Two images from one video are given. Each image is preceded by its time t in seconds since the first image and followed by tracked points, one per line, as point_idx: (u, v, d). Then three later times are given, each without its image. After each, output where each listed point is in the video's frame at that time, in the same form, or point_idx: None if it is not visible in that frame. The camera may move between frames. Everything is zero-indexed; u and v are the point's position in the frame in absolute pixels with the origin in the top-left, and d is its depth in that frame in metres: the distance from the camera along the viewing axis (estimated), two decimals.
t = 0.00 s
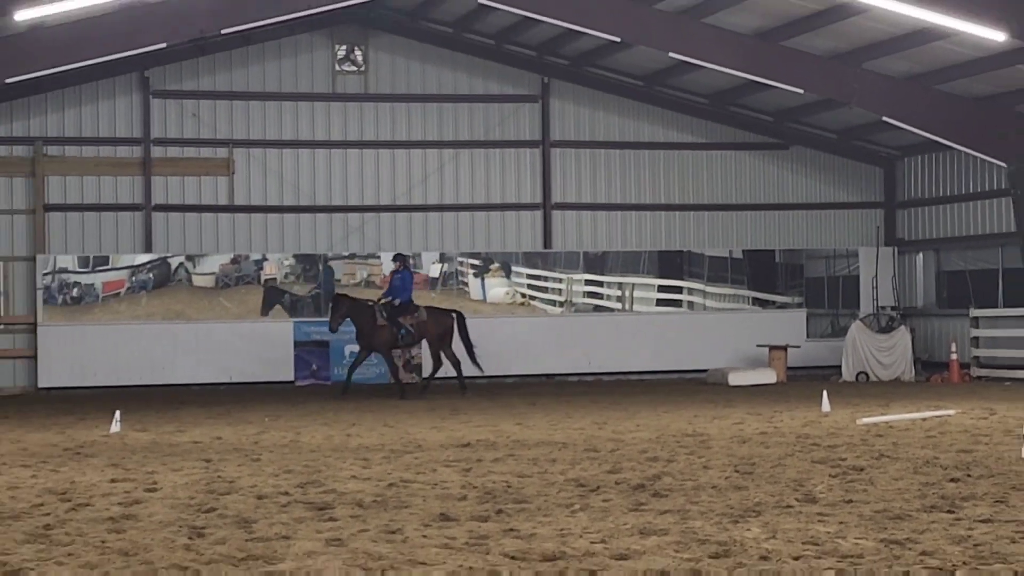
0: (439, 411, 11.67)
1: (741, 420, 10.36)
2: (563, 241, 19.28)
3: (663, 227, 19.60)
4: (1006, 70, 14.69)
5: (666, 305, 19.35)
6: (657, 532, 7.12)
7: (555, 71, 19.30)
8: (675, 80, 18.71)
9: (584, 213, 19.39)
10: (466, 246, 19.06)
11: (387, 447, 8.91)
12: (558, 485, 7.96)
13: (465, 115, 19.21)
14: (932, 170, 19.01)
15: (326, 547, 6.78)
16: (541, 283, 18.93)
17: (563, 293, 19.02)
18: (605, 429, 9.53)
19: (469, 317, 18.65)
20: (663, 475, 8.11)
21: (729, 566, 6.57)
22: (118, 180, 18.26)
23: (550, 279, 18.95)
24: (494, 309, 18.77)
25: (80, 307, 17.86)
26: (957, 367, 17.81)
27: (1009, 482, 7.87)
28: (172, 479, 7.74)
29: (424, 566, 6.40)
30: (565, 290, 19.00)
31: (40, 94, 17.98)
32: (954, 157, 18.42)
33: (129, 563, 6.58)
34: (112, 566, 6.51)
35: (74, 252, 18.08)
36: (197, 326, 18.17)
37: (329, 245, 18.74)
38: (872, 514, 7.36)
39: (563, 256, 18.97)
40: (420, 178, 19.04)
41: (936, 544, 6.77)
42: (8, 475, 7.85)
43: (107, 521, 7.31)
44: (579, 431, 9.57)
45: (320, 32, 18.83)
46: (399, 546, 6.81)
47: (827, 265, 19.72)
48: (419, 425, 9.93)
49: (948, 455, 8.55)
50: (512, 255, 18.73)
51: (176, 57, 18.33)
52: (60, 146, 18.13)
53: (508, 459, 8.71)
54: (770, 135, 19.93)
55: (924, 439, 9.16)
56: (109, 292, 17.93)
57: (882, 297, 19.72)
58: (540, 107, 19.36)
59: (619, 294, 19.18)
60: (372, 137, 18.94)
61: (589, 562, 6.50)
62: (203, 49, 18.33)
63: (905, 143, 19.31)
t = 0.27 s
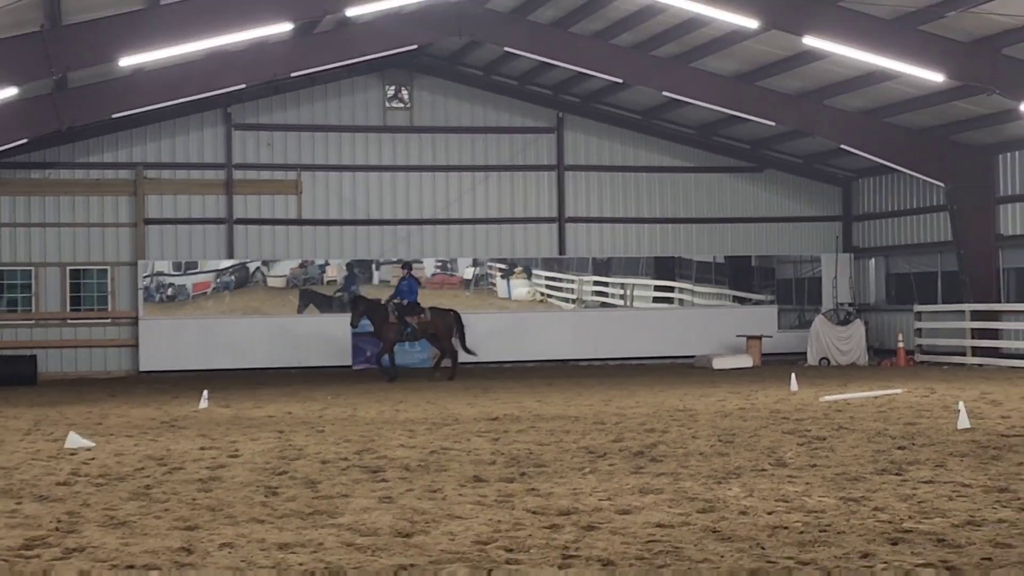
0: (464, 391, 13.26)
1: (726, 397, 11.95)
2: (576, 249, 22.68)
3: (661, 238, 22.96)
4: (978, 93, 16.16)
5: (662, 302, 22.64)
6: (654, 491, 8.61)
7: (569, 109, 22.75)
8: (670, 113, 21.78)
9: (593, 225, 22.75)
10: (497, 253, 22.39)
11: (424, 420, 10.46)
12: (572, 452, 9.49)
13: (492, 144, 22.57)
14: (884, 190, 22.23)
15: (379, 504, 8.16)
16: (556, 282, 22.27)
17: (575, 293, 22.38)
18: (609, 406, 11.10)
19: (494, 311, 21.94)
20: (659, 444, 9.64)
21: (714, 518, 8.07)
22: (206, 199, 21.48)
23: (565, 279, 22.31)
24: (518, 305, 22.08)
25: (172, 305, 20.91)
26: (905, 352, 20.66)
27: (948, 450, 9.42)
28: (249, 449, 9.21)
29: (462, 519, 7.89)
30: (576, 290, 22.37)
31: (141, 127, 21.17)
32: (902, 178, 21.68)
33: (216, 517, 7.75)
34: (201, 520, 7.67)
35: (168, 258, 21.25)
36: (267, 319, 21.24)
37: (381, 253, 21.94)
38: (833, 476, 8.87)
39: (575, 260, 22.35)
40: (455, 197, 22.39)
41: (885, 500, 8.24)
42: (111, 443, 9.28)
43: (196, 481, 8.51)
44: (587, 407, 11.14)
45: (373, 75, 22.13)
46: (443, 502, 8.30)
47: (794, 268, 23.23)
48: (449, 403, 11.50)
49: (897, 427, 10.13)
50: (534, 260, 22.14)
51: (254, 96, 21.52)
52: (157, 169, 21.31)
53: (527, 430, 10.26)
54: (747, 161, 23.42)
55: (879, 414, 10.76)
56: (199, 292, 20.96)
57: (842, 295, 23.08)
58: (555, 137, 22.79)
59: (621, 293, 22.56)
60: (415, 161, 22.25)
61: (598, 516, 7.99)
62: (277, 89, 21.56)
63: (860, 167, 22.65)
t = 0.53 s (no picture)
0: (485, 390, 13.31)
1: (745, 395, 12.02)
2: (597, 249, 22.83)
3: (682, 237, 23.13)
4: (993, 95, 16.18)
5: (681, 302, 22.88)
6: (674, 489, 8.68)
7: (589, 109, 22.88)
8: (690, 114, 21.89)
9: (613, 226, 22.89)
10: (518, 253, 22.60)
11: (446, 417, 10.56)
12: (592, 450, 9.57)
13: (513, 146, 22.71)
14: (902, 189, 22.38)
15: (402, 501, 8.25)
16: (576, 283, 22.50)
17: (595, 293, 22.59)
18: (629, 404, 11.18)
19: (514, 311, 22.18)
20: (678, 441, 9.71)
21: (733, 516, 8.13)
22: (230, 200, 21.58)
23: (585, 279, 22.52)
24: (538, 305, 22.31)
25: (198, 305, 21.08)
26: (922, 350, 20.69)
27: (965, 447, 9.48)
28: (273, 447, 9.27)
29: (483, 515, 7.97)
30: (597, 289, 22.58)
31: (166, 129, 21.32)
32: (918, 177, 21.83)
33: (241, 513, 7.86)
34: (226, 516, 7.78)
35: (194, 259, 21.42)
36: (293, 319, 21.48)
37: (403, 252, 22.14)
38: (851, 474, 8.93)
39: (595, 261, 22.57)
40: (477, 198, 22.52)
41: (904, 497, 8.30)
42: (137, 441, 9.36)
43: (222, 479, 8.58)
44: (607, 405, 11.22)
45: (395, 77, 22.20)
46: (464, 499, 8.37)
47: (812, 268, 23.45)
48: (470, 402, 11.58)
49: (915, 425, 10.19)
50: (554, 260, 22.33)
51: (278, 98, 21.65)
52: (182, 171, 21.44)
53: (548, 428, 10.35)
54: (765, 161, 23.54)
55: (897, 412, 10.82)
56: (223, 291, 21.19)
57: (859, 294, 23.40)
58: (575, 139, 22.96)
59: (640, 292, 22.76)
60: (437, 162, 22.40)
61: (618, 514, 8.06)
62: (300, 91, 21.69)
63: (878, 167, 22.80)
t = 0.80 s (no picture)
0: (505, 390, 13.14)
1: (771, 395, 11.86)
2: (619, 246, 22.68)
3: (706, 235, 22.94)
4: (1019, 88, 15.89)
5: (705, 301, 22.59)
6: (698, 490, 8.50)
7: (611, 105, 22.67)
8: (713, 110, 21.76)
9: (635, 223, 22.73)
10: (539, 252, 22.47)
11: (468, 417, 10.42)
12: (615, 451, 9.41)
13: (535, 143, 22.60)
14: (931, 186, 22.17)
15: (422, 502, 8.10)
16: (598, 281, 22.32)
17: (618, 291, 22.38)
18: (653, 404, 11.03)
19: (535, 310, 22.01)
20: (703, 442, 9.54)
21: (758, 517, 7.96)
22: (248, 198, 21.56)
23: (608, 278, 22.36)
24: (560, 304, 22.15)
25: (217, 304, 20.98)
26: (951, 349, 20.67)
27: (996, 448, 9.31)
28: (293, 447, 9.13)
29: (505, 516, 7.82)
30: (620, 287, 22.38)
31: (183, 126, 21.31)
32: (947, 173, 21.63)
33: (260, 515, 7.73)
34: (245, 518, 7.66)
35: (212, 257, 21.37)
36: (315, 318, 21.29)
37: (424, 251, 22.08)
38: (879, 475, 8.76)
39: (617, 259, 22.39)
40: (498, 195, 22.42)
41: (933, 499, 8.13)
42: (156, 442, 9.23)
43: (241, 480, 8.44)
44: (631, 405, 11.07)
45: (415, 73, 22.14)
46: (485, 500, 8.22)
47: (838, 265, 23.05)
48: (491, 402, 11.43)
49: (944, 426, 10.02)
50: (576, 258, 22.16)
51: (297, 95, 21.60)
52: (200, 169, 21.43)
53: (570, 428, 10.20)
54: (790, 158, 23.34)
55: (926, 412, 10.66)
56: (242, 291, 21.02)
57: (887, 292, 23.10)
58: (597, 135, 22.78)
59: (664, 291, 22.50)
60: (458, 159, 22.33)
61: (642, 515, 7.90)
62: (318, 88, 21.64)
63: (906, 163, 22.58)
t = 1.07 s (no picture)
0: (525, 392, 12.67)
1: (806, 398, 11.39)
2: (646, 240, 21.70)
3: (738, 229, 21.94)
4: None
5: (737, 298, 21.35)
6: (728, 496, 8.01)
7: (638, 93, 21.67)
8: (745, 97, 20.69)
9: (662, 217, 21.72)
10: (564, 248, 21.46)
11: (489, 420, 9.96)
12: (642, 455, 8.93)
13: (558, 133, 21.62)
14: (974, 177, 21.16)
15: (439, 509, 7.64)
16: (624, 277, 21.11)
17: (644, 287, 21.17)
18: (681, 406, 10.56)
19: (558, 307, 20.93)
20: (734, 446, 9.06)
21: (792, 525, 7.48)
22: (258, 190, 20.65)
23: (634, 275, 21.13)
24: (584, 301, 21.03)
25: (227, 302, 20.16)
26: (996, 348, 19.70)
27: None
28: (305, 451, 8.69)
29: (527, 524, 7.36)
30: (646, 283, 21.17)
31: (190, 116, 20.42)
32: (991, 164, 20.65)
33: (271, 522, 7.32)
34: (255, 525, 7.25)
35: (220, 253, 20.51)
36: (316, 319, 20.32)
37: (443, 246, 21.14)
38: (919, 481, 8.30)
39: (645, 254, 21.17)
40: (519, 187, 21.44)
41: (975, 506, 7.68)
42: (161, 446, 8.80)
43: (249, 486, 8.00)
44: (659, 407, 10.60)
45: (432, 59, 21.16)
46: (505, 506, 7.73)
47: (877, 260, 21.64)
48: (511, 405, 10.97)
49: (988, 429, 9.56)
50: (601, 253, 20.96)
51: (308, 83, 20.66)
52: (207, 161, 20.53)
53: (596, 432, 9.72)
54: (825, 147, 22.18)
55: (968, 415, 10.19)
56: (251, 288, 20.26)
57: (928, 287, 21.67)
58: (622, 125, 21.79)
59: (693, 287, 21.28)
60: (478, 150, 21.33)
61: (669, 522, 7.44)
62: (331, 75, 20.69)
63: (947, 153, 21.49)
